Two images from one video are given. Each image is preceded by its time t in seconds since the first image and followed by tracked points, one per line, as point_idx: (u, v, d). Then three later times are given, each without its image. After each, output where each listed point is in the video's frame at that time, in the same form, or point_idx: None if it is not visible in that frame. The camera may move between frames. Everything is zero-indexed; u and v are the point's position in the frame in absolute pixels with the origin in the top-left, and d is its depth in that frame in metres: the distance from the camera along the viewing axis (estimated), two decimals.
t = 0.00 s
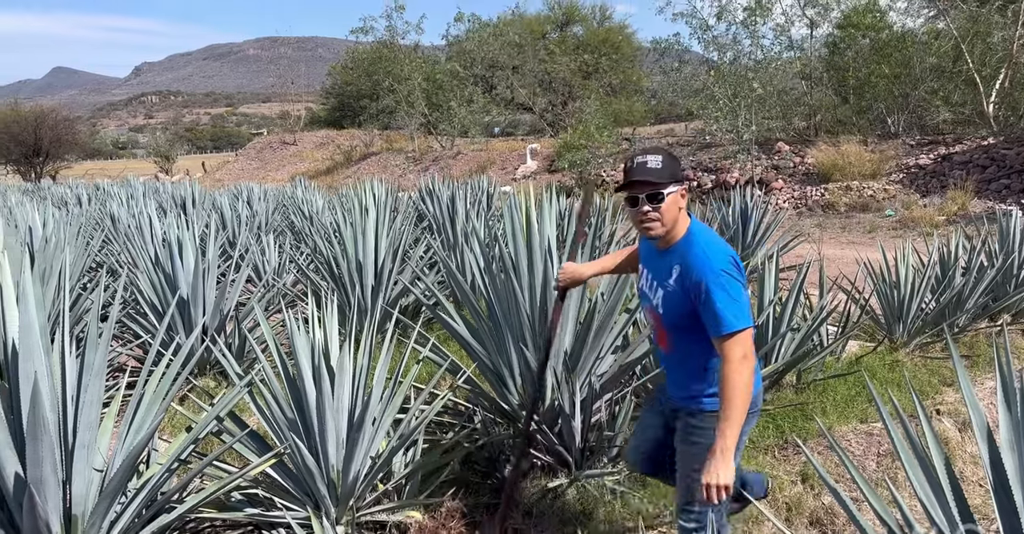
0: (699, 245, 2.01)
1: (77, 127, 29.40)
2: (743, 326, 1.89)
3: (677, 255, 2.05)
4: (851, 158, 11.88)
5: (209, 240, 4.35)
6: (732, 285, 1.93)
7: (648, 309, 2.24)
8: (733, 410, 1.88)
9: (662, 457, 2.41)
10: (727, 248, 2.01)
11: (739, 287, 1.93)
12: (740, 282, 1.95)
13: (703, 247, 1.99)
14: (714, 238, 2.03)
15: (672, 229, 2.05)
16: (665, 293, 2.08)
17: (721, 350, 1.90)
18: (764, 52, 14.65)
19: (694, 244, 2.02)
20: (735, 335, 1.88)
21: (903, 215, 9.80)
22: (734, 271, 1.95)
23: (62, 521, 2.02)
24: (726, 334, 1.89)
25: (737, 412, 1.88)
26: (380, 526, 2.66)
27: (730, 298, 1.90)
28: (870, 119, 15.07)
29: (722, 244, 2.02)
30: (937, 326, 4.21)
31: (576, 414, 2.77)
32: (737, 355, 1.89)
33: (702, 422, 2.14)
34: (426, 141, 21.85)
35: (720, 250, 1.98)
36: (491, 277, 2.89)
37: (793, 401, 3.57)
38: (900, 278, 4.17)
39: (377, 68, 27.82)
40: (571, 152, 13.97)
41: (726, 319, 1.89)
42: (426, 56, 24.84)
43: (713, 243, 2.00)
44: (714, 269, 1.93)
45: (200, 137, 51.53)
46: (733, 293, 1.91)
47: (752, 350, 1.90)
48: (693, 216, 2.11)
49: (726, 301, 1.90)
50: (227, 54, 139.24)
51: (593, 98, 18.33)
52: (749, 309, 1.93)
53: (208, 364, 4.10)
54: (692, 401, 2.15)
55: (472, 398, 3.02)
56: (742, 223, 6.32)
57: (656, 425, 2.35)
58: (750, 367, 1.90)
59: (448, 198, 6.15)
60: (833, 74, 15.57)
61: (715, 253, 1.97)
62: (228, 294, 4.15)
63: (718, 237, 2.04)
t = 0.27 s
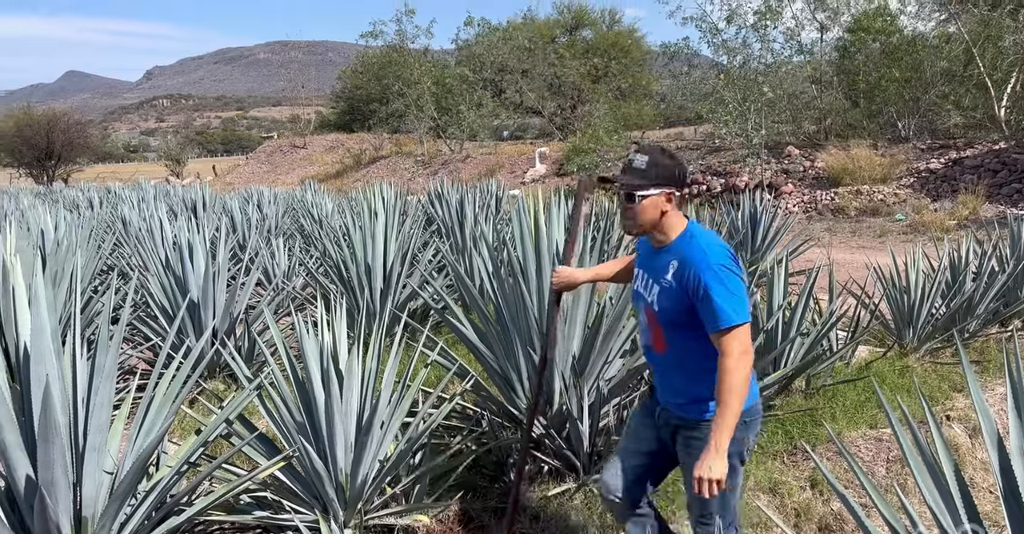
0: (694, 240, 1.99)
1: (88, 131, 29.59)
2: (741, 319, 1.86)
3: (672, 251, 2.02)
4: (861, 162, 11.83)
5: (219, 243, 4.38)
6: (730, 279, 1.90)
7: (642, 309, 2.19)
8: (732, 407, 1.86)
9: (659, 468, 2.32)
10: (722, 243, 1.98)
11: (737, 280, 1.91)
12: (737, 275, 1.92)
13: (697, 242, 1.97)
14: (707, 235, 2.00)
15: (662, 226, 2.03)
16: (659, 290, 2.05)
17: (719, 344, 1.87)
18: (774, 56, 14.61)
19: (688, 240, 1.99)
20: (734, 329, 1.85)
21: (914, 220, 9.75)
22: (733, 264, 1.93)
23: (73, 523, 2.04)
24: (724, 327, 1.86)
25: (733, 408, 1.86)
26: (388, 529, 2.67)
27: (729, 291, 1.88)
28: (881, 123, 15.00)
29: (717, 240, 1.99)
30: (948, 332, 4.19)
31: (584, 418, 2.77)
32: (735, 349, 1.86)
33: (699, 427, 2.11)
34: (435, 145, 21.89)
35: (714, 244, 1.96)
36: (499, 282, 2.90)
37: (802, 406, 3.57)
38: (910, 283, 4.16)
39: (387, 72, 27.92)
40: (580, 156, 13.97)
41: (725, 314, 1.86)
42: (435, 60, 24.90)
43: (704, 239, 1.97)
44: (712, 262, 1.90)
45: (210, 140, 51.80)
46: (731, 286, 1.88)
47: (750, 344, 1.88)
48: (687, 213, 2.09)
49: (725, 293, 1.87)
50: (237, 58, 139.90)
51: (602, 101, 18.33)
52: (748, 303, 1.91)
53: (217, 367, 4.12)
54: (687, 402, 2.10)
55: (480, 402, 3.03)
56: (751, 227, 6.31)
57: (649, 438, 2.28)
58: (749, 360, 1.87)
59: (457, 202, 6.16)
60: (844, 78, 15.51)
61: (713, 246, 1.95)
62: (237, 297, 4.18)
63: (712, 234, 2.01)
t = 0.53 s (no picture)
0: (670, 250, 1.93)
1: (103, 134, 29.89)
2: (708, 333, 1.81)
3: (648, 262, 1.96)
4: (874, 166, 11.77)
5: (232, 246, 4.41)
6: (703, 290, 1.84)
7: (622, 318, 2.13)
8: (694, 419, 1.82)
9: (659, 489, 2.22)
10: (696, 254, 1.91)
11: (710, 291, 1.85)
12: (710, 286, 1.86)
13: (667, 255, 1.91)
14: (681, 246, 1.93)
15: (633, 236, 1.98)
16: (635, 300, 2.00)
17: (687, 357, 1.82)
18: (787, 60, 14.56)
19: (664, 251, 1.94)
20: (703, 342, 1.80)
21: (927, 224, 9.69)
22: (707, 275, 1.87)
23: (87, 524, 2.05)
24: (692, 339, 1.81)
25: (695, 420, 1.83)
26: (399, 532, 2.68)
27: (700, 303, 1.82)
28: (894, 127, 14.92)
29: (690, 250, 1.92)
30: (961, 337, 4.17)
31: (595, 423, 2.78)
32: (701, 363, 1.81)
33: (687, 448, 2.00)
34: (447, 148, 21.95)
35: (686, 256, 1.89)
36: (510, 285, 2.91)
37: (814, 411, 3.56)
38: (923, 287, 4.14)
39: (400, 76, 28.06)
40: (591, 159, 13.98)
41: (695, 325, 1.80)
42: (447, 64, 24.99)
43: (673, 251, 1.91)
44: (681, 274, 1.85)
45: (224, 144, 52.21)
46: (701, 298, 1.83)
47: (718, 359, 1.82)
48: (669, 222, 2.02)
49: (691, 307, 1.82)
50: (251, 62, 140.83)
51: (614, 105, 18.34)
52: (720, 316, 1.85)
53: (230, 369, 4.15)
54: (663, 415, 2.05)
55: (491, 405, 3.04)
56: (763, 231, 6.30)
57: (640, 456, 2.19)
58: (715, 375, 1.82)
59: (469, 205, 6.18)
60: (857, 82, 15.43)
61: (688, 256, 1.89)
62: (250, 300, 4.20)
63: (689, 245, 1.94)
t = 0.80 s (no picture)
0: (631, 258, 1.92)
1: (121, 137, 30.19)
2: (651, 341, 1.81)
3: (613, 268, 1.97)
4: (890, 171, 11.68)
5: (246, 248, 4.45)
6: (655, 298, 1.84)
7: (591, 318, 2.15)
8: (625, 425, 1.85)
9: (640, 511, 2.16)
10: (659, 261, 1.91)
11: (663, 299, 1.85)
12: (665, 294, 1.86)
13: (630, 260, 1.91)
14: (647, 252, 1.92)
15: (600, 242, 1.97)
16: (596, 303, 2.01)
17: (630, 364, 1.84)
18: (803, 63, 14.47)
19: (628, 258, 1.93)
20: (642, 351, 1.81)
21: (943, 229, 9.61)
22: (663, 283, 1.86)
23: (101, 522, 2.08)
24: (635, 347, 1.82)
25: (629, 425, 1.85)
26: None
27: (647, 311, 1.82)
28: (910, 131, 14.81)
29: (654, 256, 1.92)
30: (977, 343, 4.13)
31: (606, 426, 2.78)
32: (641, 371, 1.83)
33: (662, 464, 2.00)
34: (461, 151, 22.01)
35: (646, 262, 1.89)
36: (522, 288, 2.92)
37: (828, 416, 3.55)
38: (939, 292, 4.10)
39: (414, 80, 28.19)
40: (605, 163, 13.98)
41: (639, 332, 1.81)
42: (461, 68, 25.06)
43: (638, 256, 1.90)
44: (636, 278, 1.85)
45: (240, 147, 52.60)
46: (652, 305, 1.83)
47: (658, 368, 1.83)
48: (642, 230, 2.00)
49: (639, 312, 1.82)
50: (267, 66, 141.84)
51: (627, 108, 18.32)
52: (669, 324, 1.85)
53: (244, 371, 4.19)
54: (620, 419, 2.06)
55: (503, 408, 3.04)
56: (777, 235, 6.28)
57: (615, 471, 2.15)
58: (653, 384, 1.83)
59: (481, 208, 6.19)
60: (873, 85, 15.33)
61: (647, 264, 1.88)
62: (264, 302, 4.24)
63: (654, 251, 1.93)
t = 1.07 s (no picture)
0: (622, 260, 1.94)
1: (141, 140, 30.50)
2: (632, 347, 1.83)
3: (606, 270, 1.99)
4: (909, 175, 11.57)
5: (264, 251, 4.48)
6: (641, 303, 1.85)
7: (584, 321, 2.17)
8: (596, 426, 1.85)
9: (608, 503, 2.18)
10: (650, 266, 1.91)
11: (648, 306, 1.86)
12: (651, 301, 1.87)
13: (620, 265, 1.93)
14: (640, 256, 1.93)
15: (594, 244, 2.00)
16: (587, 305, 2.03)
17: (610, 367, 1.86)
18: (822, 66, 14.36)
19: (619, 260, 1.94)
20: (622, 355, 1.83)
21: (963, 234, 9.50)
22: (650, 289, 1.87)
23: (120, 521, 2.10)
24: (615, 351, 1.84)
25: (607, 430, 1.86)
26: None
27: (630, 316, 1.84)
28: (930, 135, 14.66)
29: (645, 261, 1.93)
30: (998, 349, 4.09)
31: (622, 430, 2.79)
32: (621, 375, 1.84)
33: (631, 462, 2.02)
34: (476, 155, 22.04)
35: (635, 267, 1.90)
36: (538, 291, 2.92)
37: (845, 422, 3.53)
38: (959, 298, 4.06)
39: (431, 83, 28.29)
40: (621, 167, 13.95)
41: (620, 337, 1.83)
42: (478, 71, 25.10)
43: (628, 261, 1.92)
44: (622, 283, 1.87)
45: (258, 150, 53.00)
46: (635, 312, 1.84)
47: (639, 374, 1.84)
48: (635, 233, 2.01)
49: (622, 318, 1.84)
50: (285, 69, 142.82)
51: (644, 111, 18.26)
52: (653, 331, 1.85)
53: (262, 372, 4.22)
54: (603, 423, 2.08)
55: (518, 411, 3.05)
56: (794, 239, 6.24)
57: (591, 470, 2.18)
58: (634, 390, 1.84)
59: (497, 212, 6.19)
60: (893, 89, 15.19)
61: (636, 267, 1.89)
62: (282, 303, 4.27)
63: (647, 256, 1.94)
